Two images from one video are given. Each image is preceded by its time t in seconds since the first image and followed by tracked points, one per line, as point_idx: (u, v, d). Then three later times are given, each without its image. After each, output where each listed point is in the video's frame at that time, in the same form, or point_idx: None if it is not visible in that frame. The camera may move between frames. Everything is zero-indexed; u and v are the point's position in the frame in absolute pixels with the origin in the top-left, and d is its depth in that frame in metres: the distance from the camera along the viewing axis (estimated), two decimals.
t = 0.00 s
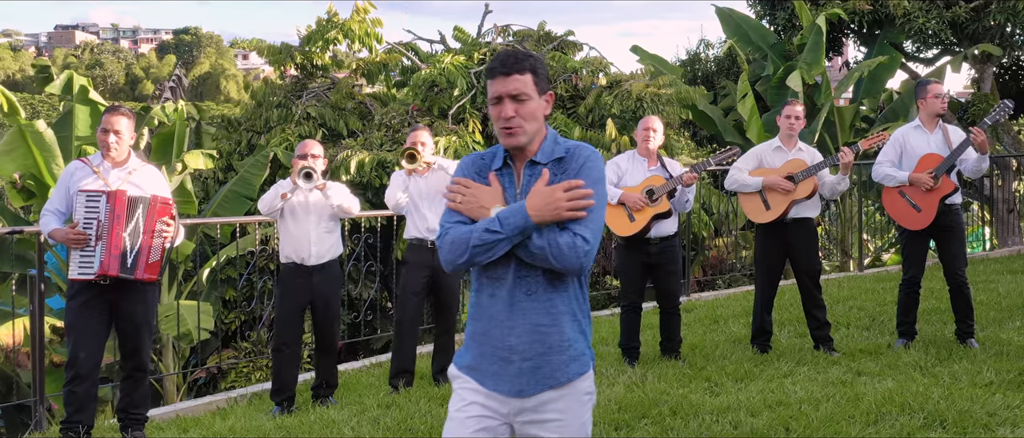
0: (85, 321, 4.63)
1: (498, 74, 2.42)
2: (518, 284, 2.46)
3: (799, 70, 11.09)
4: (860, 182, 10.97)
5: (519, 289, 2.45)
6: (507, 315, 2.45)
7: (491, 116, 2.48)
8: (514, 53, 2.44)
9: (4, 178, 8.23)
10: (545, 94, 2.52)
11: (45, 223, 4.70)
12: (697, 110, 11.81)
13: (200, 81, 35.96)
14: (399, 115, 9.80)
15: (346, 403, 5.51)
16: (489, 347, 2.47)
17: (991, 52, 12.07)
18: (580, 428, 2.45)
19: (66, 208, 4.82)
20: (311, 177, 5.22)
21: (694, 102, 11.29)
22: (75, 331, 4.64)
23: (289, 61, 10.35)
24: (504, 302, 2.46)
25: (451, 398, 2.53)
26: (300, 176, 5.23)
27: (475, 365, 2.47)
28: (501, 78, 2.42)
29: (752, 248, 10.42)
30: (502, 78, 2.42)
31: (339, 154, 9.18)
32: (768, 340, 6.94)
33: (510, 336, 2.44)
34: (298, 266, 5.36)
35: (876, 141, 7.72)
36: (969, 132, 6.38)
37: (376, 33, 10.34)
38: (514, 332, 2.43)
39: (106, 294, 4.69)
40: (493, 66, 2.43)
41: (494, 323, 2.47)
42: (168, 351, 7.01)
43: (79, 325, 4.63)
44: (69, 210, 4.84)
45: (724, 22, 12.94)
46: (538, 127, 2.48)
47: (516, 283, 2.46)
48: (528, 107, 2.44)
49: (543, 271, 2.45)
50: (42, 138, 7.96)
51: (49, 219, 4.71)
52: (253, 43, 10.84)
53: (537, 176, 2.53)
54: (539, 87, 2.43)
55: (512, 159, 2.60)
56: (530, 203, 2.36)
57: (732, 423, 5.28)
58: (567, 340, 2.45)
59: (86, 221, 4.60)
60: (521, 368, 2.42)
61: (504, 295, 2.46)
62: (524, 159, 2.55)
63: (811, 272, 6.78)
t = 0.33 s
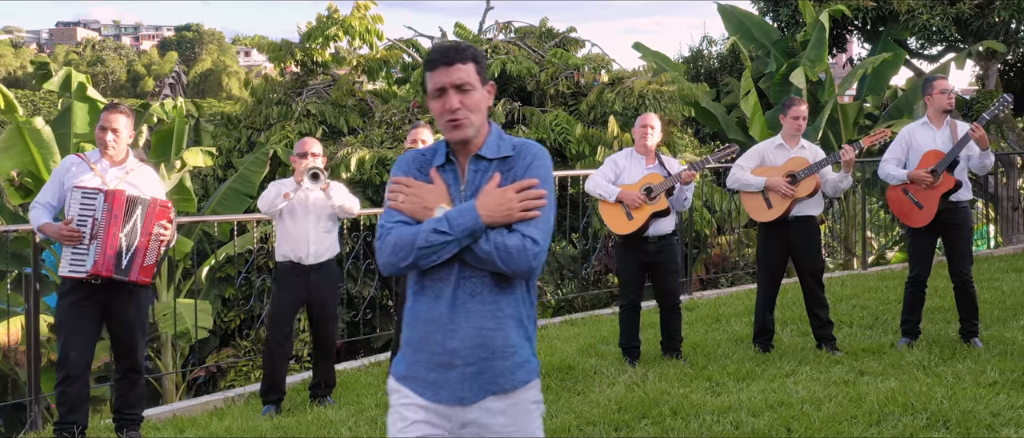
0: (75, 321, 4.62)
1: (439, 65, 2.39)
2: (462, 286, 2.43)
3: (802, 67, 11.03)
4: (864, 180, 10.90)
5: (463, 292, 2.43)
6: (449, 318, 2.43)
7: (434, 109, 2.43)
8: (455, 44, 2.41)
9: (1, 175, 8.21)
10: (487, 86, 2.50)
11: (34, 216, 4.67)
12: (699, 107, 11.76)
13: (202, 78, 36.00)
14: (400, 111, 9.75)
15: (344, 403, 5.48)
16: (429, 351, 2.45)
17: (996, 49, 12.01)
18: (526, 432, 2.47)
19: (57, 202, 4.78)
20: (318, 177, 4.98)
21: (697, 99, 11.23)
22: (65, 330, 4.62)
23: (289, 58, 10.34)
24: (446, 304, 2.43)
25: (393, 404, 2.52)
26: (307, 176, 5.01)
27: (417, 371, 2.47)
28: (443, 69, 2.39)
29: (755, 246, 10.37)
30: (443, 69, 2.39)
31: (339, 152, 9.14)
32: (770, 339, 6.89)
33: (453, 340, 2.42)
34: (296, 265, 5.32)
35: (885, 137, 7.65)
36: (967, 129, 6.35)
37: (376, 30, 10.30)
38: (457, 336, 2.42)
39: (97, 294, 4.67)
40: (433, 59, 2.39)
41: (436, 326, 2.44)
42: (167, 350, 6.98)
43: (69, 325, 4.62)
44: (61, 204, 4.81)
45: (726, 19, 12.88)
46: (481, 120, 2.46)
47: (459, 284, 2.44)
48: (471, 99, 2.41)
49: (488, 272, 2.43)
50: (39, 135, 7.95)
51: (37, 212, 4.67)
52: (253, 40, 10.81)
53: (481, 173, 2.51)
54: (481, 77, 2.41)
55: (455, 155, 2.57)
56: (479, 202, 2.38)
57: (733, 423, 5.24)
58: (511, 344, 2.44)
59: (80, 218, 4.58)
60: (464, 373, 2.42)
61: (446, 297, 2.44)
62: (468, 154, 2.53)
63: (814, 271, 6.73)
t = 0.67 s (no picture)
0: (71, 321, 4.61)
1: (377, 61, 2.31)
2: (403, 292, 2.33)
3: (805, 64, 10.96)
4: (868, 177, 10.83)
5: (405, 298, 2.32)
6: (390, 325, 2.31)
7: (373, 109, 2.34)
8: (393, 39, 2.34)
9: None
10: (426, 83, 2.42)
11: (28, 219, 4.70)
12: (702, 104, 11.70)
13: (204, 75, 36.00)
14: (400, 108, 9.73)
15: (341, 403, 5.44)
16: (369, 361, 2.34)
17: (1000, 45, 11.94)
18: None
19: (49, 203, 4.81)
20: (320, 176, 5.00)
21: (700, 96, 11.17)
22: (61, 331, 4.61)
23: (289, 55, 10.31)
24: (386, 310, 2.32)
25: (338, 418, 2.41)
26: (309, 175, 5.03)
27: (358, 383, 2.35)
28: (381, 65, 2.31)
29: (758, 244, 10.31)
30: (382, 65, 2.32)
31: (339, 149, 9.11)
32: (773, 339, 6.84)
33: (393, 349, 2.31)
34: (281, 265, 5.28)
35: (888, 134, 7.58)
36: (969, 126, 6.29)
37: (377, 27, 10.26)
38: (398, 344, 2.30)
39: (92, 293, 4.67)
40: (371, 53, 2.32)
41: (376, 335, 2.33)
42: (165, 349, 6.95)
43: (65, 325, 4.61)
44: (52, 204, 4.84)
45: (729, 16, 12.82)
46: (422, 119, 2.37)
47: (399, 291, 2.33)
48: (412, 96, 2.34)
49: (431, 277, 2.33)
50: (37, 132, 7.94)
51: (31, 214, 4.70)
52: (253, 37, 10.77)
53: (422, 174, 2.40)
54: (422, 73, 2.34)
55: (395, 156, 2.46)
56: (420, 205, 2.28)
57: (734, 424, 5.19)
58: (455, 353, 2.33)
59: (72, 217, 4.59)
60: (405, 384, 2.30)
61: (386, 303, 2.33)
62: (408, 154, 2.43)
63: (816, 269, 6.67)
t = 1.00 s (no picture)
0: (66, 320, 4.60)
1: (347, 63, 2.27)
2: (392, 300, 2.28)
3: (809, 61, 10.90)
4: (871, 175, 10.76)
5: (394, 306, 2.28)
6: (380, 335, 2.28)
7: (347, 111, 2.30)
8: (362, 39, 2.30)
9: None
10: (402, 82, 2.38)
11: (24, 222, 4.69)
12: (705, 101, 11.64)
13: (206, 73, 36.00)
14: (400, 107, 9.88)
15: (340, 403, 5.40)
16: (359, 373, 2.30)
17: (1006, 42, 11.86)
18: None
19: (46, 206, 4.80)
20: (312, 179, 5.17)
21: (702, 93, 11.11)
22: (56, 331, 4.61)
23: (289, 52, 10.27)
24: (375, 321, 2.28)
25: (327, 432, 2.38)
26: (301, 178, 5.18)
27: (349, 396, 2.31)
28: (352, 66, 2.27)
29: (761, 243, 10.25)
30: (353, 66, 2.27)
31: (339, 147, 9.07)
32: (775, 338, 6.79)
33: (384, 359, 2.27)
34: (272, 266, 5.24)
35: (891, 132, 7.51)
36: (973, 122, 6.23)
37: (377, 24, 10.23)
38: (389, 355, 2.27)
39: (89, 293, 4.66)
40: (341, 55, 2.28)
41: (366, 345, 2.28)
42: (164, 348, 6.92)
43: (59, 325, 4.60)
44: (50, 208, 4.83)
45: (732, 13, 12.76)
46: (399, 118, 2.33)
47: (388, 300, 2.29)
48: (386, 95, 2.29)
49: (421, 283, 2.28)
50: (35, 130, 7.93)
51: (28, 217, 4.69)
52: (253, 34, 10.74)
53: (404, 175, 2.35)
54: (395, 71, 2.30)
55: (374, 159, 2.41)
56: (398, 207, 2.20)
57: (736, 425, 5.14)
58: (448, 360, 2.30)
59: (66, 219, 4.60)
60: (398, 394, 2.27)
61: (375, 314, 2.28)
62: (388, 157, 2.38)
63: (819, 268, 6.62)
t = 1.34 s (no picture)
0: (60, 320, 4.58)
1: (347, 59, 2.16)
2: (398, 307, 2.17)
3: (813, 58, 10.83)
4: (876, 173, 10.69)
5: (400, 314, 2.16)
6: (385, 344, 2.16)
7: (348, 110, 2.18)
8: (361, 34, 2.19)
9: None
10: (401, 79, 2.28)
11: (19, 216, 4.65)
12: (708, 99, 11.56)
13: (208, 70, 36.09)
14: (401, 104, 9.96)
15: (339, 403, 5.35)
16: (360, 383, 2.18)
17: (1011, 39, 11.78)
18: None
19: (41, 199, 4.76)
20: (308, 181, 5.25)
21: (706, 90, 11.05)
22: (51, 331, 4.58)
23: (290, 49, 10.24)
24: (379, 329, 2.16)
25: None
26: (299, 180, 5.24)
27: (348, 406, 2.20)
28: (352, 62, 2.16)
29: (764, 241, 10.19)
30: (353, 63, 2.16)
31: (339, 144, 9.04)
32: (779, 338, 6.73)
33: (388, 370, 2.16)
34: (270, 266, 5.19)
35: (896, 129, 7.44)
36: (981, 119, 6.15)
37: (379, 20, 10.20)
38: (394, 365, 2.16)
39: (84, 292, 4.64)
40: (340, 52, 2.17)
41: (369, 355, 2.17)
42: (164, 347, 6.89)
43: (53, 324, 4.57)
44: (45, 202, 4.79)
45: (736, 10, 12.69)
46: (401, 115, 2.23)
47: (394, 308, 2.17)
48: (389, 92, 2.19)
49: (430, 290, 2.18)
50: (33, 127, 7.90)
51: (22, 211, 4.66)
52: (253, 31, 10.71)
53: (411, 177, 2.22)
54: (396, 67, 2.20)
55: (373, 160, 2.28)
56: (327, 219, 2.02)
57: (739, 426, 5.09)
58: (454, 371, 2.20)
59: (63, 215, 4.57)
60: (402, 406, 2.17)
61: (380, 323, 2.17)
62: (391, 159, 2.25)
63: (823, 267, 6.56)
